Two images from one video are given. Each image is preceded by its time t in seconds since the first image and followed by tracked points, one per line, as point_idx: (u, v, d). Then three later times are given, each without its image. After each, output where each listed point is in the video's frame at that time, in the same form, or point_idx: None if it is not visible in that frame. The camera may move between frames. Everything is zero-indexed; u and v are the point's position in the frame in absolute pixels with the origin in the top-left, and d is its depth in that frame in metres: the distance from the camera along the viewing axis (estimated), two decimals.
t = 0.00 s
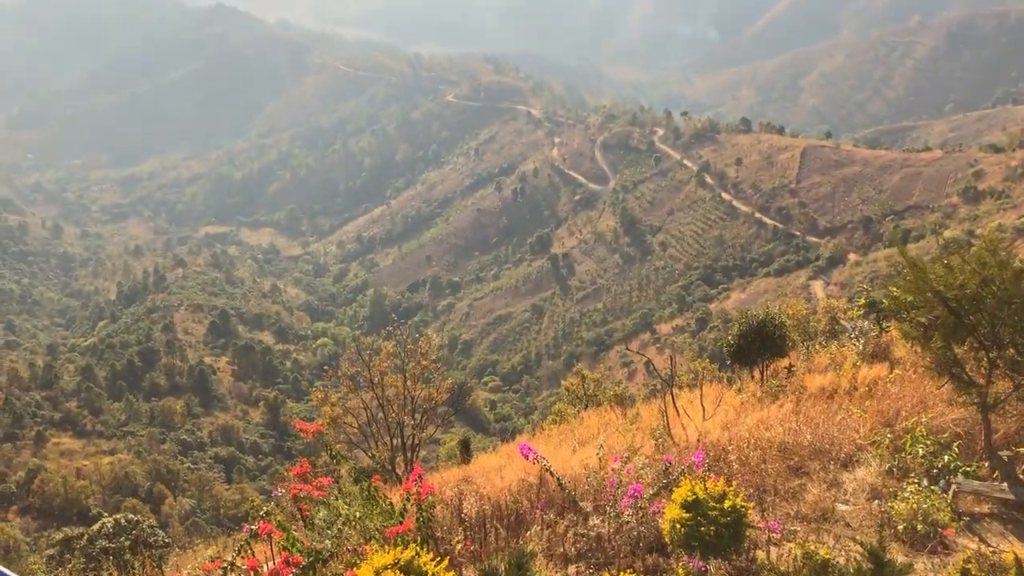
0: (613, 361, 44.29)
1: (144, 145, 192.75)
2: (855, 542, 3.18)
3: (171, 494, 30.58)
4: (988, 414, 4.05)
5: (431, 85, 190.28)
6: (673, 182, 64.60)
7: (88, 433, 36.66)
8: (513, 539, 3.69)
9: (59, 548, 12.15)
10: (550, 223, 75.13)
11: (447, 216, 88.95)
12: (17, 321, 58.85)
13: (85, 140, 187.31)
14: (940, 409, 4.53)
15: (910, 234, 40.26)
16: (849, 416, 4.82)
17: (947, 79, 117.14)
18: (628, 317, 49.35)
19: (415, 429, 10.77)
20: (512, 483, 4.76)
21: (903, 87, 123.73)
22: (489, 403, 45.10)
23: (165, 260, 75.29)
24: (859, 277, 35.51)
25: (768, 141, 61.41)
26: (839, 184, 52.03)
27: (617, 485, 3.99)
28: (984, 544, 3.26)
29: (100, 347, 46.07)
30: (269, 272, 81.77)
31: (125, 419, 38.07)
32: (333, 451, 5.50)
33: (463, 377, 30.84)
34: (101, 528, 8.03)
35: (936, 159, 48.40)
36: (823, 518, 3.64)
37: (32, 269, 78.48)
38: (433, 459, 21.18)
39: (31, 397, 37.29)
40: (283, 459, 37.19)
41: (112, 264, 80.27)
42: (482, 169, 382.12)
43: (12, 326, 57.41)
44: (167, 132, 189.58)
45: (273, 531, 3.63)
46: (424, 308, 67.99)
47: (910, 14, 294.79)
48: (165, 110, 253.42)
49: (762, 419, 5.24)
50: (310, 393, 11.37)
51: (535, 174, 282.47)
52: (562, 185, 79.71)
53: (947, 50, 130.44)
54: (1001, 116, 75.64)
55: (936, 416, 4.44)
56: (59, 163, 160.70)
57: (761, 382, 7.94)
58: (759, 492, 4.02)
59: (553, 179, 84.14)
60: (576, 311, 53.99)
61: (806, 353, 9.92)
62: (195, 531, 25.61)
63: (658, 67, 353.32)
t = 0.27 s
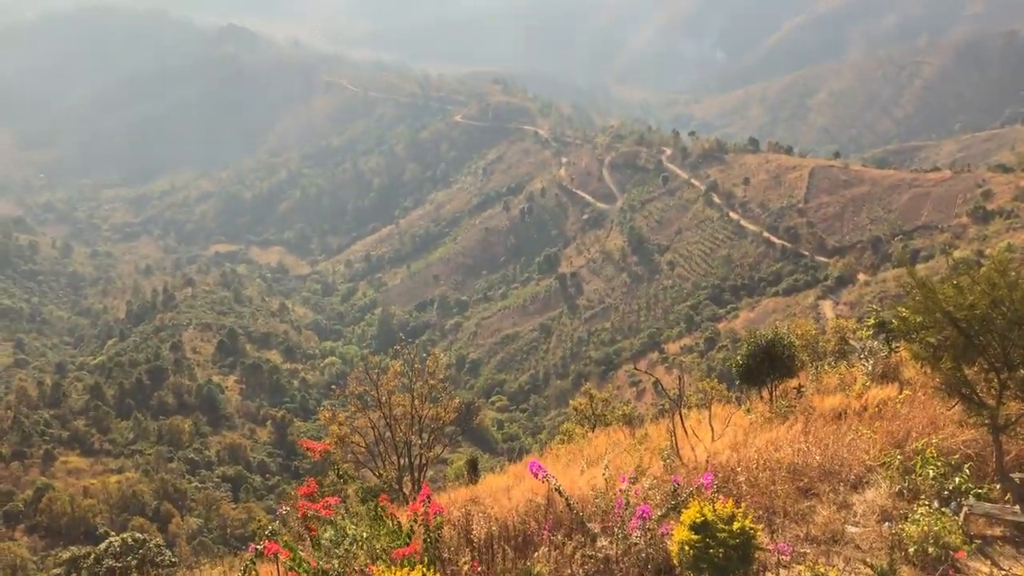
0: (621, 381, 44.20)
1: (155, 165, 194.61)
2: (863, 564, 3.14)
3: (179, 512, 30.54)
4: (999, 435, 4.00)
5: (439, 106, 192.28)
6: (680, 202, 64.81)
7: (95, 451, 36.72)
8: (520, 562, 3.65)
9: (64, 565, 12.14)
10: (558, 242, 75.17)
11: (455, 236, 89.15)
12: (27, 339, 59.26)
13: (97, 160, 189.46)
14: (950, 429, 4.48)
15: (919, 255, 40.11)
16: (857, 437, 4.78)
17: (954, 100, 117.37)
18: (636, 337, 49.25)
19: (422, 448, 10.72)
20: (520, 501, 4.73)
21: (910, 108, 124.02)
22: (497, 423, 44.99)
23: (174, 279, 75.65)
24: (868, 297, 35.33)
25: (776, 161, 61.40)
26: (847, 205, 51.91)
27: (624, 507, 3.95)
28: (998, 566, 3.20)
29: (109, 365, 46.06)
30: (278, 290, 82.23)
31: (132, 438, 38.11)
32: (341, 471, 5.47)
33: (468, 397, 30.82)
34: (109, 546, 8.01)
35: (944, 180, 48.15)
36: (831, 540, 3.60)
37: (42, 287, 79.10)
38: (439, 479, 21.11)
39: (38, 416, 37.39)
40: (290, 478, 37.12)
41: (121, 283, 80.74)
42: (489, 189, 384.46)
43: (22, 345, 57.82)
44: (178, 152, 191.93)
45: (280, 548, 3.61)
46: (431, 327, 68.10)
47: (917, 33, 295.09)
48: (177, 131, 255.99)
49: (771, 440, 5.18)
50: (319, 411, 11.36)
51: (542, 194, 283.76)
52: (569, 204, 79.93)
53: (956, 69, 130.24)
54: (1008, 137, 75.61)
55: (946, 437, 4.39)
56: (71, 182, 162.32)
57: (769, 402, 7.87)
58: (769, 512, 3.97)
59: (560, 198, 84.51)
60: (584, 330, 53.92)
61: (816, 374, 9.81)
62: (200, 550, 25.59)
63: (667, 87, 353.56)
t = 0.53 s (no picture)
0: (630, 402, 43.94)
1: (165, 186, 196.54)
2: None
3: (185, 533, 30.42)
4: (1010, 456, 3.95)
5: (446, 127, 194.01)
6: (686, 222, 64.84)
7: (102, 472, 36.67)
8: None
9: None
10: (565, 262, 75.23)
11: (462, 256, 89.38)
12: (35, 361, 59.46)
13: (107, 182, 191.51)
14: (960, 451, 4.43)
15: (927, 274, 39.99)
16: (867, 459, 4.72)
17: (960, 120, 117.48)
18: (644, 357, 49.03)
19: (430, 468, 10.64)
20: (529, 522, 4.67)
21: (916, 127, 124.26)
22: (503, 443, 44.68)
23: (183, 300, 76.02)
24: (877, 317, 35.13)
25: (782, 182, 61.43)
26: (854, 224, 51.59)
27: (631, 528, 3.92)
28: None
29: (117, 386, 46.09)
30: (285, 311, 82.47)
31: (139, 458, 38.07)
32: (348, 492, 5.46)
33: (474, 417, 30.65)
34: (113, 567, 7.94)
35: (951, 199, 47.97)
36: (841, 564, 3.56)
37: (51, 308, 79.57)
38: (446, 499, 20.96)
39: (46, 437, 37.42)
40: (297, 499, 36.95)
41: (130, 303, 81.17)
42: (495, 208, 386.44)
43: (30, 366, 58.00)
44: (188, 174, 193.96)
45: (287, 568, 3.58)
46: (438, 347, 68.05)
47: (922, 54, 296.61)
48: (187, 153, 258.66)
49: (780, 461, 5.14)
50: (327, 433, 11.36)
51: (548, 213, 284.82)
52: (576, 225, 80.09)
53: (961, 89, 130.39)
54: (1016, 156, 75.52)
55: (955, 459, 4.34)
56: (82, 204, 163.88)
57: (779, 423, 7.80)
58: (779, 535, 3.93)
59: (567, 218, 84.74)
60: (591, 350, 53.71)
61: (825, 395, 9.73)
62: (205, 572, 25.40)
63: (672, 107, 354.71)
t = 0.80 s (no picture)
0: (636, 425, 43.64)
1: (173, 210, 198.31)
2: None
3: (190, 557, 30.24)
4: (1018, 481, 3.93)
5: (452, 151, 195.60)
6: (692, 244, 64.89)
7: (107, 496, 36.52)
8: None
9: None
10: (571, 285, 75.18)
11: (468, 279, 89.48)
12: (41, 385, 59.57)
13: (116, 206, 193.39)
14: (969, 475, 4.40)
15: (935, 297, 39.86)
16: (876, 482, 4.69)
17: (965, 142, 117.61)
18: (650, 380, 48.76)
19: (435, 493, 10.54)
20: (536, 547, 4.63)
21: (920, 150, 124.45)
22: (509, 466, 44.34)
23: (189, 323, 76.21)
24: (884, 340, 34.96)
25: (787, 204, 61.35)
26: (861, 247, 51.09)
27: (639, 553, 3.89)
28: None
29: (122, 410, 46.04)
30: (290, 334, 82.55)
31: (145, 482, 37.89)
32: (353, 517, 5.43)
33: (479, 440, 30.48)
34: None
35: (958, 222, 47.60)
36: None
37: (59, 331, 79.90)
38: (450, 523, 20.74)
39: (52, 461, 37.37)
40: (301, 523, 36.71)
41: (137, 326, 81.49)
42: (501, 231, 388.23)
43: (36, 390, 58.11)
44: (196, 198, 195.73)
45: None
46: (444, 370, 67.88)
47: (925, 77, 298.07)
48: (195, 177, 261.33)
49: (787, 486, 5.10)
50: (331, 455, 11.31)
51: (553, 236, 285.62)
52: (581, 247, 80.22)
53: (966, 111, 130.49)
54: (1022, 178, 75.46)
55: (965, 483, 4.30)
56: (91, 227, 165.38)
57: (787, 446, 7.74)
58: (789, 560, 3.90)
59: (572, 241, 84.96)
60: (597, 373, 53.44)
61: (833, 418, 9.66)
62: None
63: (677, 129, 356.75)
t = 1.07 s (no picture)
0: (643, 453, 43.21)
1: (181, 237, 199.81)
2: None
3: None
4: None
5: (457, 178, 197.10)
6: (698, 272, 64.88)
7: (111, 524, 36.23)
8: None
9: None
10: (576, 311, 75.09)
11: (474, 306, 89.46)
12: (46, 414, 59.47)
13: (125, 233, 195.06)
14: (980, 502, 4.35)
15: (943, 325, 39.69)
16: (884, 512, 4.64)
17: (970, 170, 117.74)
18: (656, 408, 48.34)
19: (441, 523, 10.36)
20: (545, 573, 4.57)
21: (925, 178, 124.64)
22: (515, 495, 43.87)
23: (195, 350, 76.21)
24: (892, 367, 34.74)
25: (793, 231, 61.35)
26: (865, 275, 49.94)
27: None
28: None
29: (127, 438, 45.84)
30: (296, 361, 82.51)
31: (149, 510, 37.57)
32: (357, 545, 5.40)
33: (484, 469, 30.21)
34: None
35: (963, 249, 47.11)
36: None
37: (66, 359, 79.97)
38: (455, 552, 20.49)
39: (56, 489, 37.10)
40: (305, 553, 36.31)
41: (143, 353, 81.51)
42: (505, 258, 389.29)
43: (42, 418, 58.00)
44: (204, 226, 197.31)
45: None
46: (449, 398, 67.55)
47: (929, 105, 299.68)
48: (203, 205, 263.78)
49: (794, 515, 5.05)
50: (336, 483, 11.23)
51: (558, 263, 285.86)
52: (587, 274, 80.31)
53: (970, 138, 130.71)
54: None
55: (975, 513, 4.24)
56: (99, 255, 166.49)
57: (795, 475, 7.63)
58: None
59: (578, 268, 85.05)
60: (603, 401, 53.05)
61: (840, 447, 9.59)
62: None
63: (681, 156, 358.36)
